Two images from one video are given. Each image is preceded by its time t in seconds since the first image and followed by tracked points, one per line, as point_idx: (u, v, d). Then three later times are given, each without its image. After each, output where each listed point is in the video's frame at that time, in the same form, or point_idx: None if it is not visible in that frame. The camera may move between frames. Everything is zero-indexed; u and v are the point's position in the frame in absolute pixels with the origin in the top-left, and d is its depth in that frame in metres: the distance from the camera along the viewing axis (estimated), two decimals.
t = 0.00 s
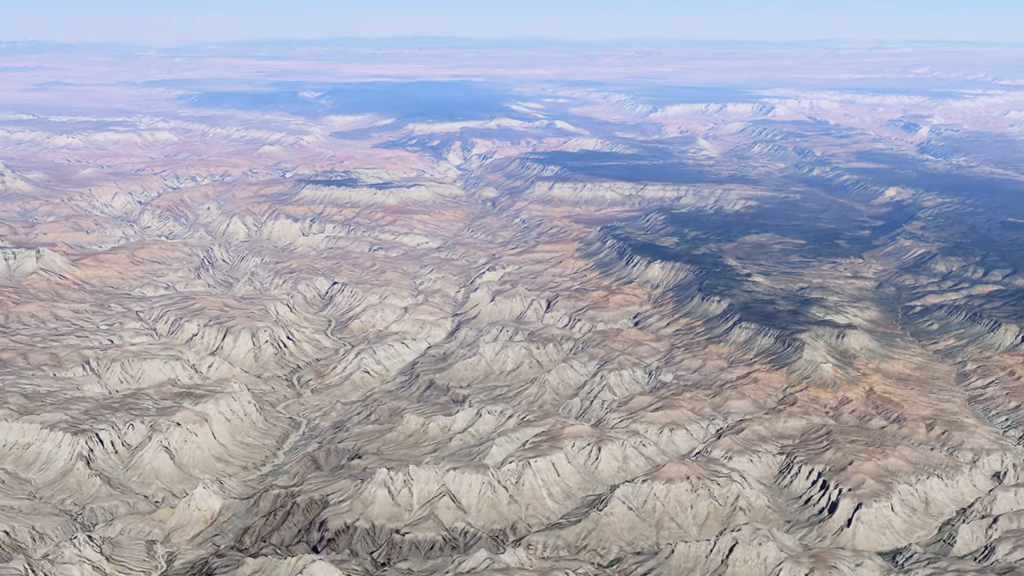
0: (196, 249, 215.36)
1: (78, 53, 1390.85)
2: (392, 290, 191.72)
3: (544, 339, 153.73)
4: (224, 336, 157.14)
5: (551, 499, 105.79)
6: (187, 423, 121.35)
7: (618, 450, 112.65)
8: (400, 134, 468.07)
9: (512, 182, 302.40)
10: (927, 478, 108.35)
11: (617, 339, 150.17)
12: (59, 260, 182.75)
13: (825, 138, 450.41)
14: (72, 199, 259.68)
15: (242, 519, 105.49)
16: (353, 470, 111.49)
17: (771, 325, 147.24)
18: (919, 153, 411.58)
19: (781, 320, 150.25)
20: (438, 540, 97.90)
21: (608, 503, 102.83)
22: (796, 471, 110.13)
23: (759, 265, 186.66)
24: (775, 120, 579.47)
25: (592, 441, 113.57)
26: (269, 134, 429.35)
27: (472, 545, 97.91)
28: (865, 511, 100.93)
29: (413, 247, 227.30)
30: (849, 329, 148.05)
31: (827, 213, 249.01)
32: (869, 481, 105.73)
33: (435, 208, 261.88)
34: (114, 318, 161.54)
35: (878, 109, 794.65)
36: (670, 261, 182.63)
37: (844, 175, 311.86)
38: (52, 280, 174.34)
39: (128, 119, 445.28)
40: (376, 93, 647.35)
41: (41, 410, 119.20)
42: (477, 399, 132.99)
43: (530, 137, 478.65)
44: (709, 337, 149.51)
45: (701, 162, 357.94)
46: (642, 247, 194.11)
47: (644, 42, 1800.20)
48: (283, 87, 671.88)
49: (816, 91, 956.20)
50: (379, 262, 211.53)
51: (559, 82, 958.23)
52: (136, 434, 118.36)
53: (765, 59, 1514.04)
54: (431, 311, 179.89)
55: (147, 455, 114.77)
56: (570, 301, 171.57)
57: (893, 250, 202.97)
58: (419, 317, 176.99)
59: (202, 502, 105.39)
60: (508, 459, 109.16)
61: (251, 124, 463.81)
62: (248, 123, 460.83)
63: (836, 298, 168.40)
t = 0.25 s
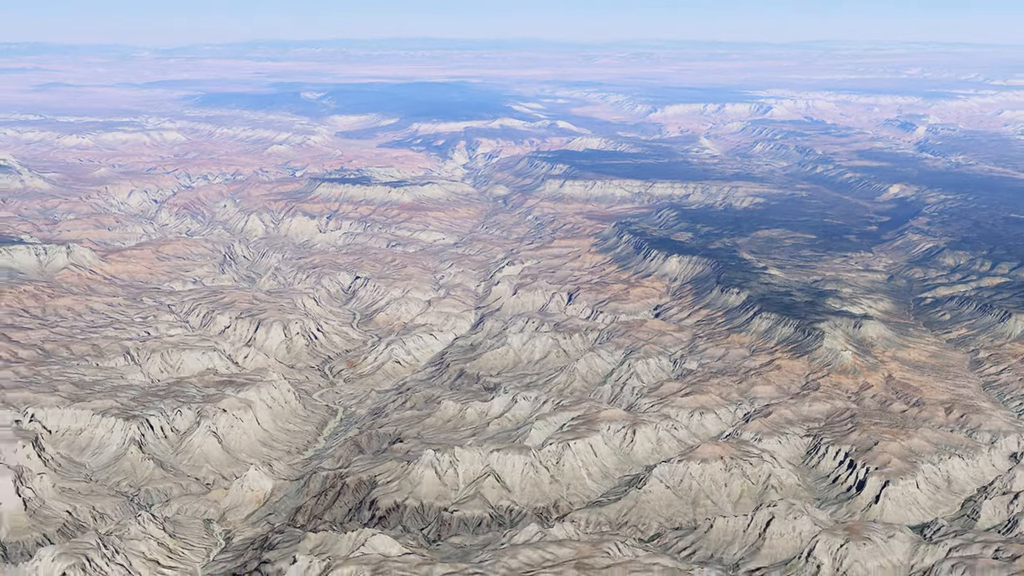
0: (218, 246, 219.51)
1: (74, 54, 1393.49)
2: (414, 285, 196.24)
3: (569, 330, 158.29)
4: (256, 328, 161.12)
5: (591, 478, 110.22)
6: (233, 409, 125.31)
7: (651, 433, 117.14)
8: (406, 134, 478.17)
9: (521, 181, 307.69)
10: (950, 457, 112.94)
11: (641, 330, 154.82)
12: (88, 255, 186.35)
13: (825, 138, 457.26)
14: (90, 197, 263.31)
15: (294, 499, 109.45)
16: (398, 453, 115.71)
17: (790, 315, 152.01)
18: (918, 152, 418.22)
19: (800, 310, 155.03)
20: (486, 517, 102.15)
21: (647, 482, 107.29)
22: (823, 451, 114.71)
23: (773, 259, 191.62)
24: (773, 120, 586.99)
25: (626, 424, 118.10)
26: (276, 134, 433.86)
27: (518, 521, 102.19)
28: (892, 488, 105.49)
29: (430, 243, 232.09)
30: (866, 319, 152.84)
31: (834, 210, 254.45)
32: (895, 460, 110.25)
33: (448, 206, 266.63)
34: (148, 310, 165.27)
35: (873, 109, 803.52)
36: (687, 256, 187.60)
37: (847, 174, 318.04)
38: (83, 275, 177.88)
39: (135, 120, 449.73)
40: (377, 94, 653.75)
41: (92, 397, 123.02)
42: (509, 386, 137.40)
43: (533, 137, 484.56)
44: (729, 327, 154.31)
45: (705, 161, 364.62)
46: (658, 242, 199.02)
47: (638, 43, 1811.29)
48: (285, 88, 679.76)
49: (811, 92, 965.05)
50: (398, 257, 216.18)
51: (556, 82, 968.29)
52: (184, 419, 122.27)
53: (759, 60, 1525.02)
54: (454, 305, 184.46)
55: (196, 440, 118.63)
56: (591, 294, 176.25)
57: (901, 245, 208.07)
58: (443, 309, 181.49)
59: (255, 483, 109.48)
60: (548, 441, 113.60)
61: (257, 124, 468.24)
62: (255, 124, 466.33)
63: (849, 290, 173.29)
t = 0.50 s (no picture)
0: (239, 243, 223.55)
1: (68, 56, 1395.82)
2: (434, 279, 200.63)
3: (592, 321, 162.78)
4: (286, 321, 165.01)
5: (626, 460, 114.42)
6: (274, 396, 129.08)
7: (682, 417, 121.39)
8: (410, 134, 488.61)
9: (530, 180, 312.75)
10: (970, 438, 117.38)
11: (662, 322, 159.40)
12: (115, 251, 189.86)
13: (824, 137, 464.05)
14: (107, 195, 266.87)
15: (340, 481, 113.27)
16: (437, 437, 119.71)
17: (808, 307, 156.53)
18: (916, 150, 424.93)
19: (816, 301, 159.67)
20: (528, 496, 106.18)
21: (682, 463, 111.47)
22: (848, 434, 118.97)
23: (785, 253, 196.44)
24: (770, 120, 594.34)
25: (658, 408, 122.41)
26: (282, 134, 438.34)
27: (559, 501, 106.25)
28: (918, 467, 109.52)
29: (446, 240, 236.71)
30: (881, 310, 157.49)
31: (839, 207, 259.91)
32: (918, 441, 114.52)
33: (461, 204, 271.45)
34: (179, 304, 168.89)
35: (867, 109, 812.89)
36: (702, 251, 192.34)
37: (848, 172, 324.09)
38: (112, 270, 181.28)
39: (142, 120, 454.30)
40: (378, 96, 659.76)
41: (137, 386, 126.66)
42: (539, 375, 141.62)
43: (535, 138, 490.28)
44: (749, 318, 158.84)
45: (707, 160, 371.43)
46: (672, 238, 203.75)
47: (632, 44, 1821.54)
48: (286, 90, 688.59)
49: (805, 92, 974.28)
50: (416, 253, 220.84)
51: (552, 83, 979.16)
52: (228, 406, 126.02)
53: (752, 61, 1536.53)
54: (475, 298, 188.89)
55: (241, 426, 122.33)
56: (611, 287, 180.82)
57: (908, 240, 212.97)
58: (465, 303, 185.88)
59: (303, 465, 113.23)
60: (584, 425, 117.77)
61: (262, 126, 472.50)
62: (260, 125, 471.91)
63: (862, 283, 178.04)
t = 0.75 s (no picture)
0: (258, 240, 227.79)
1: (62, 57, 1396.56)
2: (453, 274, 205.05)
3: (613, 313, 167.16)
4: (314, 314, 168.74)
5: (658, 444, 118.57)
6: (312, 385, 132.74)
7: (709, 403, 125.61)
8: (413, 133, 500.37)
9: (538, 179, 319.24)
10: (988, 421, 121.03)
11: (681, 314, 163.92)
12: (140, 247, 193.28)
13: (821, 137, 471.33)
14: (122, 194, 270.22)
15: (382, 464, 117.03)
16: (474, 423, 123.60)
17: (823, 298, 161.13)
18: (913, 149, 431.67)
19: (831, 293, 164.25)
20: (567, 478, 110.22)
21: (712, 446, 115.72)
22: (870, 418, 123.22)
23: (796, 248, 201.33)
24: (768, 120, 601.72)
25: (686, 394, 126.61)
26: (287, 135, 442.94)
27: (597, 482, 110.30)
28: (940, 448, 113.76)
29: (460, 236, 241.40)
30: (894, 301, 162.11)
31: (844, 204, 265.28)
32: (938, 424, 118.72)
33: (472, 203, 276.45)
34: (207, 299, 172.50)
35: (860, 109, 822.16)
36: (715, 246, 197.24)
37: (850, 172, 330.26)
38: (138, 266, 184.60)
39: (147, 120, 458.62)
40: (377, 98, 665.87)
41: (179, 375, 130.20)
42: (566, 364, 145.84)
43: (537, 138, 496.15)
44: (766, 310, 163.44)
45: (709, 159, 378.50)
46: (685, 234, 208.58)
47: (625, 45, 1831.74)
48: (288, 90, 700.10)
49: (799, 92, 983.09)
50: (433, 250, 225.35)
51: (548, 83, 993.56)
52: (268, 395, 129.63)
53: (745, 62, 1547.84)
54: (494, 292, 193.33)
55: (282, 413, 125.99)
56: (628, 281, 185.31)
57: (915, 235, 218.02)
58: (485, 296, 190.31)
59: (347, 450, 117.15)
60: (617, 410, 122.05)
61: (266, 128, 476.73)
62: (265, 125, 477.40)
63: (873, 276, 182.79)
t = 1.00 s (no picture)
0: (275, 237, 231.90)
1: (56, 57, 1396.97)
2: (469, 269, 209.30)
3: (633, 306, 171.36)
4: (339, 308, 172.26)
5: (688, 429, 122.63)
6: (346, 375, 136.23)
7: (734, 391, 129.75)
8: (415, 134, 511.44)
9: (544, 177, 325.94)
10: (1003, 406, 124.67)
11: (699, 307, 168.20)
12: (163, 244, 196.31)
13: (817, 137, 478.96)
14: (135, 192, 273.09)
15: (421, 450, 120.68)
16: (507, 411, 127.43)
17: (837, 290, 165.50)
18: (910, 148, 438.69)
19: (845, 286, 168.64)
20: (602, 461, 114.08)
21: (740, 430, 119.85)
22: (889, 404, 127.31)
23: (806, 243, 206.11)
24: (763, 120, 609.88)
25: (711, 382, 130.76)
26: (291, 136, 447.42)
27: (630, 466, 114.18)
28: (960, 431, 117.83)
29: (472, 233, 246.00)
30: (906, 294, 166.61)
31: (848, 201, 270.71)
32: (957, 409, 122.79)
33: (481, 202, 281.50)
34: (233, 293, 175.92)
35: (853, 109, 831.68)
36: (728, 242, 202.03)
37: (850, 171, 336.65)
38: (163, 262, 187.55)
39: (151, 121, 462.86)
40: (376, 100, 671.23)
41: (217, 366, 133.53)
42: (590, 355, 149.86)
43: (537, 139, 501.72)
44: (782, 302, 167.84)
45: (710, 158, 385.82)
46: (696, 230, 213.25)
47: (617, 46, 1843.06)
48: (289, 91, 711.10)
49: (792, 92, 992.79)
50: (448, 246, 229.76)
51: (543, 83, 1007.97)
52: (304, 385, 133.04)
53: (736, 62, 1559.36)
54: (512, 286, 197.67)
55: (319, 402, 129.43)
56: (644, 276, 189.63)
57: (920, 231, 222.96)
58: (503, 291, 194.63)
59: (386, 436, 120.82)
60: (646, 397, 126.09)
61: (268, 129, 480.55)
62: (268, 126, 483.25)
63: (882, 269, 187.38)
